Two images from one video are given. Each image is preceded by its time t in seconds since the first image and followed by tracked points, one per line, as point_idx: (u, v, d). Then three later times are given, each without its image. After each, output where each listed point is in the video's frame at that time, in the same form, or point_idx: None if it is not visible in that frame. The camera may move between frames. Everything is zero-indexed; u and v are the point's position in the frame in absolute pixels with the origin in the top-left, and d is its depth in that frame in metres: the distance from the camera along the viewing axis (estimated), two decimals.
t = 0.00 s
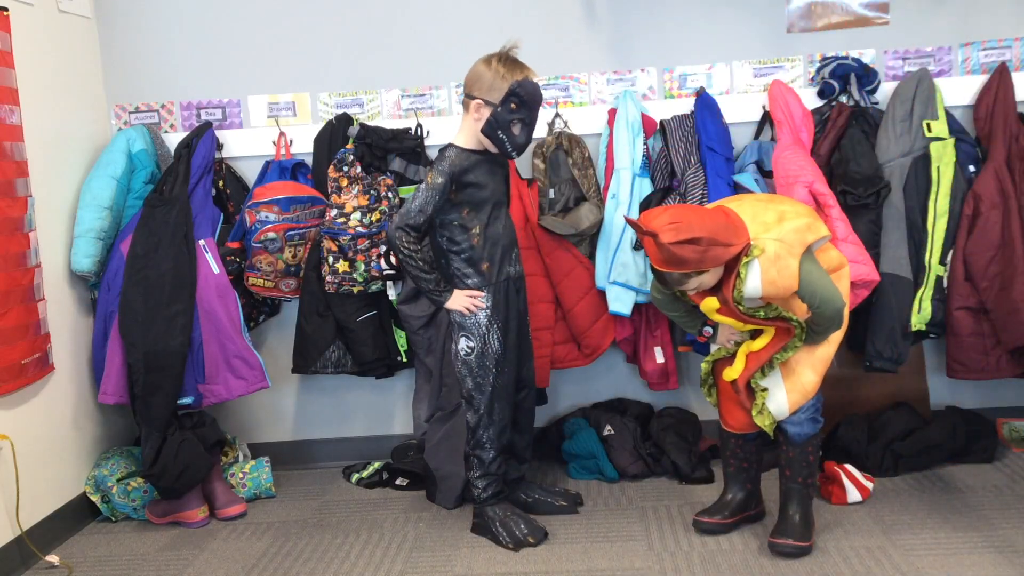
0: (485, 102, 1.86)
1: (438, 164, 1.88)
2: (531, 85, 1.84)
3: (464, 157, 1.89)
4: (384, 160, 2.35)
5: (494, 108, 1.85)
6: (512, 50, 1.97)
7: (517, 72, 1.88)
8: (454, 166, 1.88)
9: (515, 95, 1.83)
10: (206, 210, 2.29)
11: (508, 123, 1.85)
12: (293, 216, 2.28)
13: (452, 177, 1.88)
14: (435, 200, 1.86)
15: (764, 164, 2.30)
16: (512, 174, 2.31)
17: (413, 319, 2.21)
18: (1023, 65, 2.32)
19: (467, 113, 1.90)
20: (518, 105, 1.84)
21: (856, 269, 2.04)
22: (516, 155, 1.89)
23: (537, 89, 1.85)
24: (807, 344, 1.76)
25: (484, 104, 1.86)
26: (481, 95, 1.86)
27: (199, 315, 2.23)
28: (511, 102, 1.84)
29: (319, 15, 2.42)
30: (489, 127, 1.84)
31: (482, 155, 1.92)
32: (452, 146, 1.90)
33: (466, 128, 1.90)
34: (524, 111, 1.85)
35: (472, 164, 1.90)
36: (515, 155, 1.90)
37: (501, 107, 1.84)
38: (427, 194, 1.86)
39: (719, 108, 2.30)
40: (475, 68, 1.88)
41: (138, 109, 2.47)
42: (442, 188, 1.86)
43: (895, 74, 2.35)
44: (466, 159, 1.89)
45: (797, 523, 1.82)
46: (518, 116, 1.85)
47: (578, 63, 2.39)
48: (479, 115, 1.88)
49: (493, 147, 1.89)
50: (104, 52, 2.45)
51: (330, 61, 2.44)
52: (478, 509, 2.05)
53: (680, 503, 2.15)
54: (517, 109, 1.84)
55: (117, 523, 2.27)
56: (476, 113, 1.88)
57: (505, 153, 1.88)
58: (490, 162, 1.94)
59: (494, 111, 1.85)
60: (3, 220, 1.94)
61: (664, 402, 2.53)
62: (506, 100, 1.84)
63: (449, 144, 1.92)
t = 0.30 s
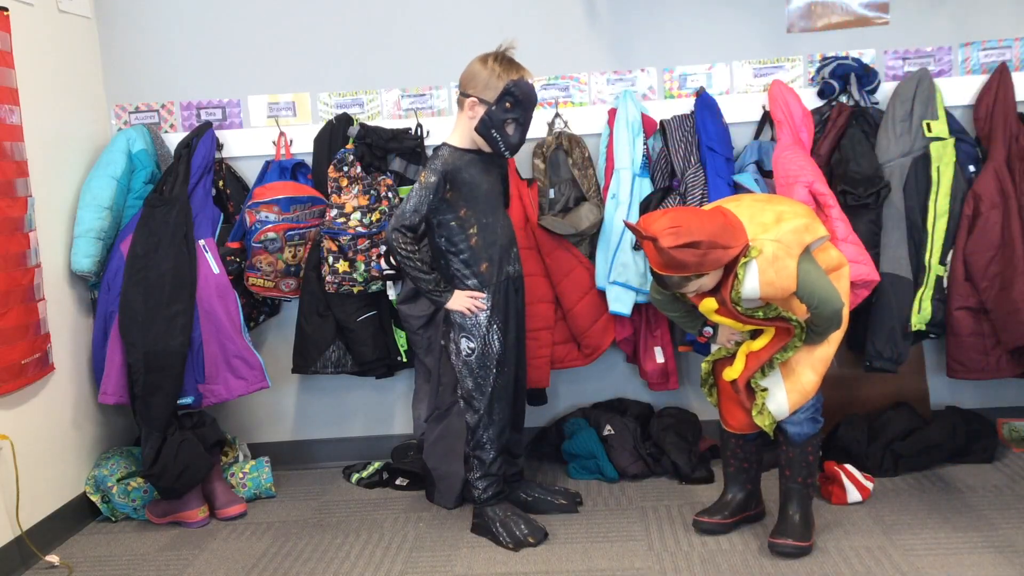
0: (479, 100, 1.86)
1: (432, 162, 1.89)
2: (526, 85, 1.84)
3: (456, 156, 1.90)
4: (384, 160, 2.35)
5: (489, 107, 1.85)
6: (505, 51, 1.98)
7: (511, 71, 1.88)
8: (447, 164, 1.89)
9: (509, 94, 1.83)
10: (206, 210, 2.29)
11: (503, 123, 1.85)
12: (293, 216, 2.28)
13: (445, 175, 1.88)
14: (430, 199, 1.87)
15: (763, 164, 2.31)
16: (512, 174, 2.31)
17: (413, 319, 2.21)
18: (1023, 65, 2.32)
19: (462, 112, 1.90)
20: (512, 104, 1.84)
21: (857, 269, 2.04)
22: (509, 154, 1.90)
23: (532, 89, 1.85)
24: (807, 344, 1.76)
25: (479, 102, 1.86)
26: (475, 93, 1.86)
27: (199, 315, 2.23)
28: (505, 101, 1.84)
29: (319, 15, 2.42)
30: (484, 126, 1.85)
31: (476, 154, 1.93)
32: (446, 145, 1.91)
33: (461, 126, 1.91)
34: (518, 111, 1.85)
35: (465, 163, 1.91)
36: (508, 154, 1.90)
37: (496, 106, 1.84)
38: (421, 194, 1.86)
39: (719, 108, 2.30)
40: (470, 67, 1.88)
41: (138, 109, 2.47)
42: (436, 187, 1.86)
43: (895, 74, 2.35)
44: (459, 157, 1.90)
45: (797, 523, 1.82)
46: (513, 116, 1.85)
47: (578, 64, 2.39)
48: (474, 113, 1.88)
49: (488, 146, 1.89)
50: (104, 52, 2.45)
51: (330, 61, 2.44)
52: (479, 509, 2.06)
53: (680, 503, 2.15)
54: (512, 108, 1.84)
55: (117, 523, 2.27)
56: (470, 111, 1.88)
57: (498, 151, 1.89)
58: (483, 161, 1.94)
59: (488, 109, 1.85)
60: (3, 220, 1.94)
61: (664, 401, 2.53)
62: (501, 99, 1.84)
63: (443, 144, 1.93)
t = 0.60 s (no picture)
0: (479, 100, 1.85)
1: (434, 162, 1.89)
2: (525, 85, 1.85)
3: (457, 156, 1.90)
4: (384, 160, 2.35)
5: (488, 107, 1.85)
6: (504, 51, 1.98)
7: (511, 71, 1.88)
8: (449, 164, 1.88)
9: (509, 94, 1.84)
10: (206, 210, 2.29)
11: (502, 123, 1.86)
12: (293, 216, 2.28)
13: (447, 175, 1.88)
14: (432, 199, 1.87)
15: (763, 164, 2.31)
16: (512, 174, 2.31)
17: (413, 319, 2.21)
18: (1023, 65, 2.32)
19: (461, 112, 1.90)
20: (512, 104, 1.85)
21: (856, 269, 2.04)
22: (509, 154, 1.90)
23: (532, 89, 1.86)
24: (806, 344, 1.76)
25: (478, 103, 1.86)
26: (475, 93, 1.86)
27: (199, 315, 2.23)
28: (505, 101, 1.84)
29: (319, 15, 2.42)
30: (483, 126, 1.85)
31: (477, 154, 1.93)
32: (446, 145, 1.91)
33: (461, 126, 1.90)
34: (517, 111, 1.86)
35: (466, 163, 1.91)
36: (507, 155, 1.90)
37: (496, 105, 1.84)
38: (422, 194, 1.86)
39: (718, 108, 2.30)
40: (470, 67, 1.88)
41: (138, 109, 2.47)
42: (438, 187, 1.86)
43: (895, 74, 2.35)
44: (460, 157, 1.90)
45: (797, 523, 1.82)
46: (513, 116, 1.86)
47: (578, 64, 2.39)
48: (473, 113, 1.87)
49: (487, 146, 1.89)
50: (104, 52, 2.45)
51: (330, 61, 2.44)
52: (478, 509, 2.06)
53: (680, 503, 2.15)
54: (511, 108, 1.85)
55: (117, 523, 2.27)
56: (470, 111, 1.87)
57: (498, 151, 1.88)
58: (483, 161, 1.94)
59: (488, 109, 1.85)
60: (3, 220, 1.94)
61: (664, 402, 2.53)
62: (501, 99, 1.84)
63: (443, 143, 1.93)
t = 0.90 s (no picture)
0: (477, 99, 1.85)
1: (435, 163, 1.89)
2: (523, 83, 1.84)
3: (459, 156, 1.90)
4: (384, 160, 2.35)
5: (487, 106, 1.85)
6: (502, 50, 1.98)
7: (510, 69, 1.88)
8: (450, 164, 1.88)
9: (508, 93, 1.83)
10: (206, 210, 2.29)
11: (501, 121, 1.85)
12: (293, 216, 2.28)
13: (449, 175, 1.88)
14: (434, 200, 1.87)
15: (763, 164, 2.31)
16: (512, 174, 2.31)
17: (413, 319, 2.23)
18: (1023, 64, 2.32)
19: (459, 112, 1.90)
20: (510, 103, 1.84)
21: (857, 269, 2.05)
22: (508, 153, 1.90)
23: (530, 87, 1.85)
24: (806, 344, 1.76)
25: (477, 102, 1.86)
26: (473, 93, 1.86)
27: (199, 315, 2.23)
28: (504, 99, 1.84)
29: (319, 15, 2.42)
30: (481, 125, 1.85)
31: (476, 154, 1.93)
32: (447, 145, 1.91)
33: (461, 126, 1.90)
34: (516, 109, 1.85)
35: (467, 163, 1.91)
36: (506, 154, 1.90)
37: (495, 104, 1.84)
38: (425, 195, 1.86)
39: (718, 108, 2.30)
40: (467, 67, 1.88)
41: (138, 109, 2.47)
42: (440, 187, 1.86)
43: (895, 74, 2.35)
44: (462, 158, 1.90)
45: (797, 523, 1.82)
46: (511, 114, 1.85)
47: (578, 63, 2.39)
48: (472, 113, 1.88)
49: (486, 146, 1.89)
50: (104, 52, 2.45)
51: (330, 61, 2.44)
52: (478, 509, 2.06)
53: (680, 503, 2.15)
54: (510, 107, 1.85)
55: (117, 523, 2.27)
56: (468, 110, 1.87)
57: (498, 151, 1.88)
58: (484, 161, 1.94)
59: (486, 108, 1.85)
60: (3, 220, 1.94)
61: (664, 402, 2.53)
62: (500, 98, 1.84)
63: (444, 143, 1.93)
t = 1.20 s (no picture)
0: (475, 100, 1.86)
1: (435, 163, 1.89)
2: (521, 83, 1.83)
3: (458, 157, 1.89)
4: (384, 160, 2.36)
5: (485, 107, 1.85)
6: (500, 50, 1.97)
7: (507, 70, 1.88)
8: (450, 164, 1.88)
9: (505, 93, 1.83)
10: (206, 210, 2.29)
11: (499, 122, 1.85)
12: (293, 216, 2.28)
13: (449, 176, 1.88)
14: (434, 201, 1.87)
15: (763, 164, 2.31)
16: (512, 174, 2.32)
17: (414, 319, 2.24)
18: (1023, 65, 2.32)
19: (458, 112, 1.90)
20: (508, 104, 1.84)
21: (856, 269, 2.05)
22: (508, 153, 1.90)
23: (528, 87, 1.84)
24: (806, 344, 1.76)
25: (475, 102, 1.86)
26: (471, 94, 1.87)
27: (199, 315, 2.23)
28: (501, 100, 1.83)
29: (319, 16, 2.42)
30: (479, 126, 1.85)
31: (476, 155, 1.92)
32: (446, 146, 1.91)
33: (460, 126, 1.91)
34: (515, 110, 1.85)
35: (467, 164, 1.90)
36: (506, 154, 1.90)
37: (492, 105, 1.84)
38: (425, 196, 1.86)
39: (718, 108, 2.31)
40: (465, 68, 1.89)
41: (138, 109, 2.47)
42: (439, 188, 1.86)
43: (896, 74, 2.35)
44: (461, 158, 1.90)
45: (797, 523, 1.82)
46: (509, 115, 1.85)
47: (578, 63, 2.39)
48: (470, 113, 1.88)
49: (485, 146, 1.89)
50: (104, 52, 2.45)
51: (330, 61, 2.44)
52: (478, 509, 2.04)
53: (680, 503, 2.15)
54: (507, 108, 1.84)
55: (117, 523, 2.27)
56: (467, 111, 1.88)
57: (497, 151, 1.88)
58: (483, 161, 1.94)
59: (484, 109, 1.85)
60: (3, 220, 1.93)
61: (664, 401, 2.53)
62: (497, 98, 1.83)
63: (444, 143, 1.93)
